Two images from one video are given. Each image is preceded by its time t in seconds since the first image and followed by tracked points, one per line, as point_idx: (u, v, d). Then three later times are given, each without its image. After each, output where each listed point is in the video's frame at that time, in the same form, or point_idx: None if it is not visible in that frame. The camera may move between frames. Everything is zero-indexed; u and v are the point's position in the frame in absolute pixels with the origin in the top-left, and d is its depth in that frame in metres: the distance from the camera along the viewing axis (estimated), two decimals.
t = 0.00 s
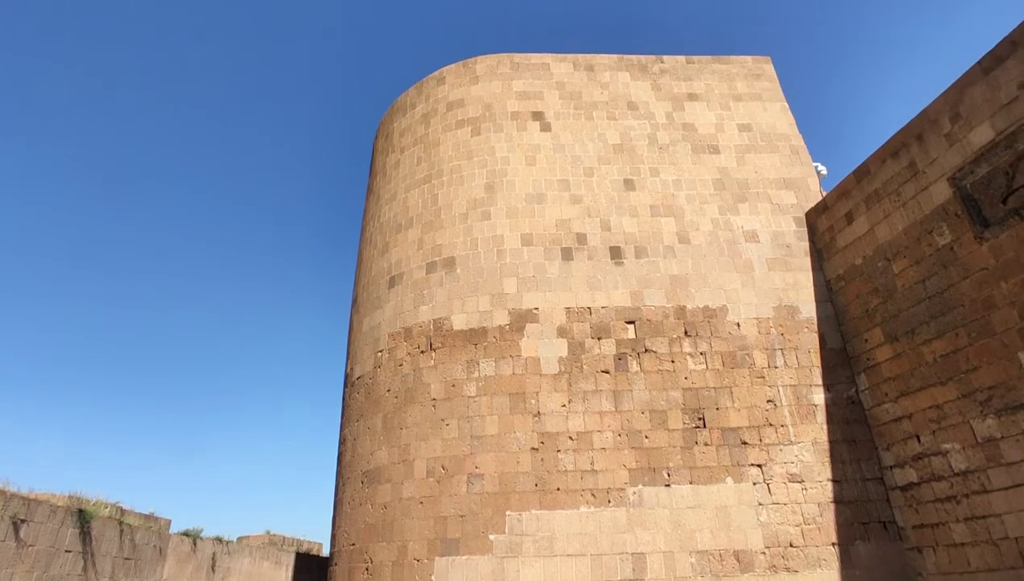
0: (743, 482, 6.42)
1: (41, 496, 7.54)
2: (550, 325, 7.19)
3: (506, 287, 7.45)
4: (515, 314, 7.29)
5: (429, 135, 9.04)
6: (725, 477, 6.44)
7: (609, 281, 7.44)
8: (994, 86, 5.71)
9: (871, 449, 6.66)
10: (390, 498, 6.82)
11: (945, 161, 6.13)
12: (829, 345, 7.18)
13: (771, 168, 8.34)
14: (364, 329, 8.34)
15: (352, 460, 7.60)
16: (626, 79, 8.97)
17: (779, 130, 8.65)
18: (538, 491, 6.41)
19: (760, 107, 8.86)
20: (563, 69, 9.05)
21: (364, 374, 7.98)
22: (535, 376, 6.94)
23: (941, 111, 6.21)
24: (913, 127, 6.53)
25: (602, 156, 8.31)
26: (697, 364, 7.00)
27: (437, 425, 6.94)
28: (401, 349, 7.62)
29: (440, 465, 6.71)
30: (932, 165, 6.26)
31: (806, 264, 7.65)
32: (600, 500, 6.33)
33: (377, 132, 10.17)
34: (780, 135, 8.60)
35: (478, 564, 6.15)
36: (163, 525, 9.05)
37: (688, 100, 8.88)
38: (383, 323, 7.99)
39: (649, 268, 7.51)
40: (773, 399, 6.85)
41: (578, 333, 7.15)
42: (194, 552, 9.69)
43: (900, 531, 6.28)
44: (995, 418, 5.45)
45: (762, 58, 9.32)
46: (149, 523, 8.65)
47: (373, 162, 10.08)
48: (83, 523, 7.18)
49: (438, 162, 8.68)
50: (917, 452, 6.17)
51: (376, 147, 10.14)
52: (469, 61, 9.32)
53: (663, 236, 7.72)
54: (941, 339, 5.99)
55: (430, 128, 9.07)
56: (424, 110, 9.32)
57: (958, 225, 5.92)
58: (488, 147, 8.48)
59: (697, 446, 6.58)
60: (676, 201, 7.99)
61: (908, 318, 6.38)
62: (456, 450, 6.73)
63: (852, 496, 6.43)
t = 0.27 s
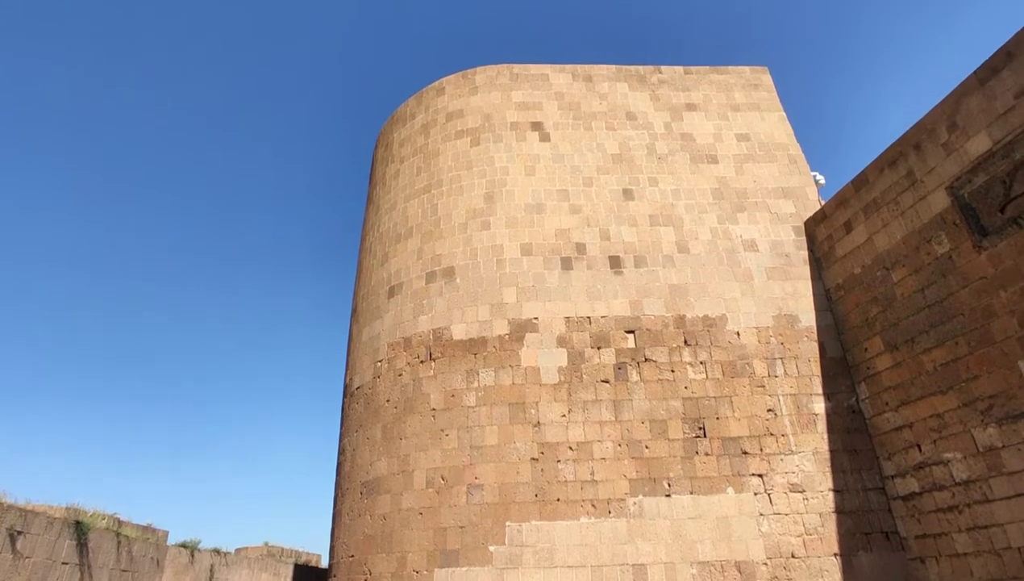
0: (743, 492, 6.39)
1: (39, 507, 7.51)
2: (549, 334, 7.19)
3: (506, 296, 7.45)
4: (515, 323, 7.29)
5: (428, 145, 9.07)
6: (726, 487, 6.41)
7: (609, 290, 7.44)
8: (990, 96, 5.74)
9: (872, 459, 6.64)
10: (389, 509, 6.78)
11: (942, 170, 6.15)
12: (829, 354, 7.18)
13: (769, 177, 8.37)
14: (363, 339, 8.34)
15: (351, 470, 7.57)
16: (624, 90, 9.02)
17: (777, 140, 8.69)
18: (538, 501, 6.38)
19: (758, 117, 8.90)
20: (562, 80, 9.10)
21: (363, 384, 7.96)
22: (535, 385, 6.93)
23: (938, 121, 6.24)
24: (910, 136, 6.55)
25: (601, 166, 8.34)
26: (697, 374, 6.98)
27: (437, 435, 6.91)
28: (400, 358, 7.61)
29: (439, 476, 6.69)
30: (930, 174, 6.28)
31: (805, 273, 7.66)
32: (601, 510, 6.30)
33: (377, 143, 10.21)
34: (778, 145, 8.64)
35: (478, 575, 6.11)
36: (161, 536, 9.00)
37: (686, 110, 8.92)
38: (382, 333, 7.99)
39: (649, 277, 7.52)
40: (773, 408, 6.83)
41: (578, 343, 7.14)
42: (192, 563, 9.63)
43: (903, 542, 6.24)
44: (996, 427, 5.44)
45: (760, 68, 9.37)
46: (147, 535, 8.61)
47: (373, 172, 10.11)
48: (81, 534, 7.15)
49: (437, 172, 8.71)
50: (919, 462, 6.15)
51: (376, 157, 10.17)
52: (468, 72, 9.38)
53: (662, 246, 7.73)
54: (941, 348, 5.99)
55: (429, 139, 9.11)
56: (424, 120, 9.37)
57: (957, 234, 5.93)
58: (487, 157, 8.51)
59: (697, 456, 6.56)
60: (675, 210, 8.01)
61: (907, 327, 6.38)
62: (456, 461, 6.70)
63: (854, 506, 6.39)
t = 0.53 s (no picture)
0: (744, 499, 6.37)
1: (37, 515, 7.50)
2: (549, 341, 7.18)
3: (506, 303, 7.45)
4: (515, 330, 7.28)
5: (428, 152, 9.09)
6: (727, 494, 6.39)
7: (609, 296, 7.45)
8: (989, 103, 5.76)
9: (873, 465, 6.62)
10: (389, 516, 6.76)
11: (941, 177, 6.16)
12: (829, 360, 7.17)
13: (769, 184, 8.39)
14: (363, 346, 8.33)
15: (351, 477, 7.55)
16: (624, 97, 9.05)
17: (776, 147, 8.71)
18: (538, 509, 6.36)
19: (757, 123, 8.93)
20: (562, 87, 9.13)
21: (363, 391, 7.95)
22: (535, 392, 6.92)
23: (937, 127, 6.26)
24: (909, 143, 6.57)
25: (601, 173, 8.36)
26: (697, 380, 6.98)
27: (437, 442, 6.90)
28: (400, 365, 7.61)
29: (439, 483, 6.67)
30: (929, 180, 6.30)
31: (805, 280, 7.66)
32: (602, 517, 6.28)
33: (377, 150, 10.24)
34: (777, 151, 8.66)
35: None
36: (160, 544, 8.99)
37: (686, 117, 8.95)
38: (383, 339, 7.98)
39: (649, 284, 7.52)
40: (774, 415, 6.82)
41: (578, 349, 7.14)
42: (190, 572, 9.59)
43: (904, 549, 6.22)
44: (997, 433, 5.43)
45: (759, 75, 9.41)
46: (146, 543, 8.61)
47: (373, 179, 10.13)
48: (79, 543, 7.13)
49: (437, 179, 8.73)
50: (920, 468, 6.13)
51: (376, 164, 10.20)
52: (468, 79, 9.41)
53: (662, 252, 7.74)
54: (941, 354, 5.98)
55: (429, 146, 9.14)
56: (424, 127, 9.39)
57: (956, 240, 5.94)
58: (487, 164, 8.53)
59: (698, 463, 6.54)
60: (675, 217, 8.03)
61: (907, 333, 6.38)
62: (456, 468, 6.68)
63: (855, 513, 6.37)
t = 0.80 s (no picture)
0: (746, 503, 6.36)
1: (37, 520, 7.50)
2: (550, 345, 7.18)
3: (507, 307, 7.45)
4: (516, 334, 7.28)
5: (429, 157, 9.11)
6: (728, 498, 6.38)
7: (610, 300, 7.45)
8: (988, 107, 5.77)
9: (875, 469, 6.61)
10: (389, 521, 6.75)
11: (941, 180, 6.17)
12: (830, 364, 7.17)
13: (769, 188, 8.40)
14: (364, 350, 8.33)
15: (351, 482, 7.53)
16: (624, 101, 9.07)
17: (776, 151, 8.72)
18: (539, 513, 6.35)
19: (757, 127, 8.94)
20: (562, 91, 9.15)
21: (364, 395, 7.95)
22: (536, 396, 6.91)
23: (936, 131, 6.27)
24: (909, 147, 6.58)
25: (601, 177, 8.37)
26: (698, 384, 6.97)
27: (437, 446, 6.89)
28: (400, 369, 7.61)
29: (440, 487, 6.66)
30: (929, 184, 6.31)
31: (805, 283, 7.66)
32: (603, 522, 6.26)
33: (378, 154, 10.25)
34: (777, 155, 8.67)
35: None
36: (161, 548, 9.00)
37: (686, 121, 8.97)
38: (383, 344, 7.98)
39: (649, 288, 7.52)
40: (775, 419, 6.81)
41: (579, 353, 7.13)
42: (190, 576, 9.57)
43: (906, 553, 6.20)
44: (998, 437, 5.42)
45: (759, 79, 9.42)
46: (146, 547, 8.61)
47: (374, 183, 10.15)
48: (79, 547, 7.13)
49: (438, 183, 8.74)
50: (921, 472, 6.12)
51: (377, 168, 10.21)
52: (468, 84, 9.43)
53: (663, 256, 7.74)
54: (942, 358, 5.98)
55: (430, 150, 9.15)
56: (425, 132, 9.41)
57: (956, 244, 5.94)
58: (488, 168, 8.54)
59: (699, 467, 6.53)
60: (675, 221, 8.03)
61: (908, 337, 6.37)
62: (457, 472, 6.67)
63: (857, 517, 6.36)
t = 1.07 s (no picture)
0: (754, 513, 6.30)
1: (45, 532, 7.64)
2: (556, 355, 7.16)
3: (512, 317, 7.45)
4: (521, 344, 7.27)
5: (434, 167, 9.15)
6: (736, 509, 6.32)
7: (615, 310, 7.43)
8: (993, 114, 5.76)
9: (885, 479, 6.54)
10: (395, 532, 6.72)
11: (947, 187, 6.15)
12: (838, 372, 7.12)
13: (774, 196, 8.39)
14: (369, 361, 8.33)
15: (357, 493, 7.51)
16: (628, 111, 9.10)
17: (781, 159, 8.72)
18: (546, 524, 6.30)
19: (762, 136, 8.95)
20: (566, 101, 9.19)
21: (369, 406, 7.94)
22: (542, 406, 6.89)
23: (942, 138, 6.26)
24: (914, 154, 6.57)
25: (606, 186, 8.38)
26: (705, 394, 6.93)
27: (443, 457, 6.86)
28: (406, 380, 7.60)
29: (446, 498, 6.63)
30: (935, 192, 6.29)
31: (812, 292, 7.63)
32: (610, 533, 6.22)
33: (383, 165, 10.31)
34: (782, 164, 8.67)
35: None
36: (167, 561, 9.14)
37: (690, 130, 8.99)
38: (389, 354, 7.99)
39: (655, 297, 7.51)
40: (783, 428, 6.76)
41: (585, 363, 7.11)
42: None
43: (918, 564, 6.12)
44: (1010, 446, 5.35)
45: (763, 88, 9.44)
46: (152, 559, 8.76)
47: (379, 194, 10.19)
48: (85, 559, 7.27)
49: (443, 194, 8.77)
50: (932, 482, 6.05)
51: (382, 179, 10.26)
52: (473, 95, 9.48)
53: (668, 265, 7.73)
54: (951, 366, 5.93)
55: (435, 160, 9.20)
56: (430, 142, 9.46)
57: (964, 251, 5.91)
58: (493, 178, 8.57)
59: (707, 477, 6.48)
60: (680, 230, 8.03)
61: (917, 345, 6.33)
62: (463, 483, 6.64)
63: (867, 528, 6.29)
